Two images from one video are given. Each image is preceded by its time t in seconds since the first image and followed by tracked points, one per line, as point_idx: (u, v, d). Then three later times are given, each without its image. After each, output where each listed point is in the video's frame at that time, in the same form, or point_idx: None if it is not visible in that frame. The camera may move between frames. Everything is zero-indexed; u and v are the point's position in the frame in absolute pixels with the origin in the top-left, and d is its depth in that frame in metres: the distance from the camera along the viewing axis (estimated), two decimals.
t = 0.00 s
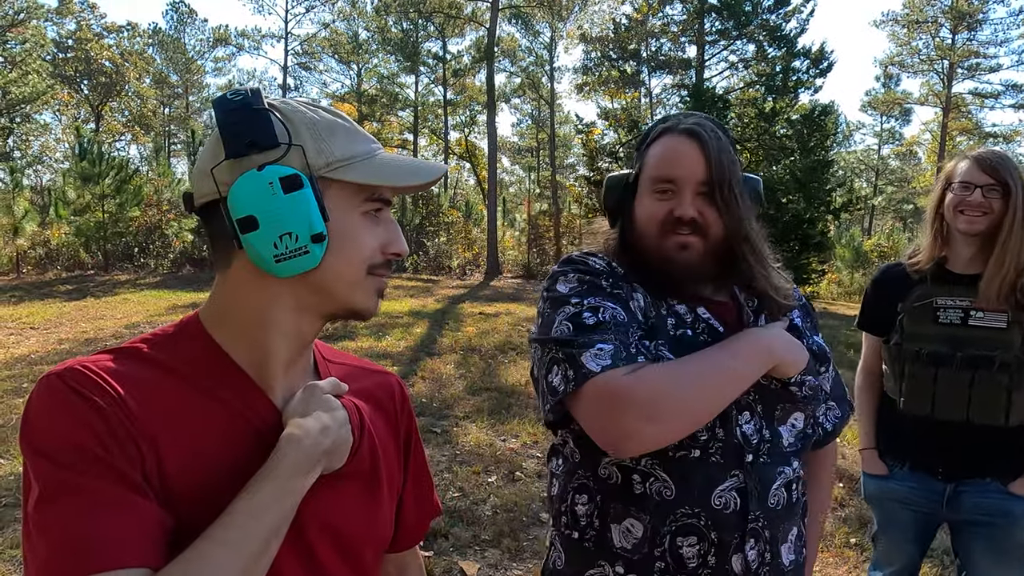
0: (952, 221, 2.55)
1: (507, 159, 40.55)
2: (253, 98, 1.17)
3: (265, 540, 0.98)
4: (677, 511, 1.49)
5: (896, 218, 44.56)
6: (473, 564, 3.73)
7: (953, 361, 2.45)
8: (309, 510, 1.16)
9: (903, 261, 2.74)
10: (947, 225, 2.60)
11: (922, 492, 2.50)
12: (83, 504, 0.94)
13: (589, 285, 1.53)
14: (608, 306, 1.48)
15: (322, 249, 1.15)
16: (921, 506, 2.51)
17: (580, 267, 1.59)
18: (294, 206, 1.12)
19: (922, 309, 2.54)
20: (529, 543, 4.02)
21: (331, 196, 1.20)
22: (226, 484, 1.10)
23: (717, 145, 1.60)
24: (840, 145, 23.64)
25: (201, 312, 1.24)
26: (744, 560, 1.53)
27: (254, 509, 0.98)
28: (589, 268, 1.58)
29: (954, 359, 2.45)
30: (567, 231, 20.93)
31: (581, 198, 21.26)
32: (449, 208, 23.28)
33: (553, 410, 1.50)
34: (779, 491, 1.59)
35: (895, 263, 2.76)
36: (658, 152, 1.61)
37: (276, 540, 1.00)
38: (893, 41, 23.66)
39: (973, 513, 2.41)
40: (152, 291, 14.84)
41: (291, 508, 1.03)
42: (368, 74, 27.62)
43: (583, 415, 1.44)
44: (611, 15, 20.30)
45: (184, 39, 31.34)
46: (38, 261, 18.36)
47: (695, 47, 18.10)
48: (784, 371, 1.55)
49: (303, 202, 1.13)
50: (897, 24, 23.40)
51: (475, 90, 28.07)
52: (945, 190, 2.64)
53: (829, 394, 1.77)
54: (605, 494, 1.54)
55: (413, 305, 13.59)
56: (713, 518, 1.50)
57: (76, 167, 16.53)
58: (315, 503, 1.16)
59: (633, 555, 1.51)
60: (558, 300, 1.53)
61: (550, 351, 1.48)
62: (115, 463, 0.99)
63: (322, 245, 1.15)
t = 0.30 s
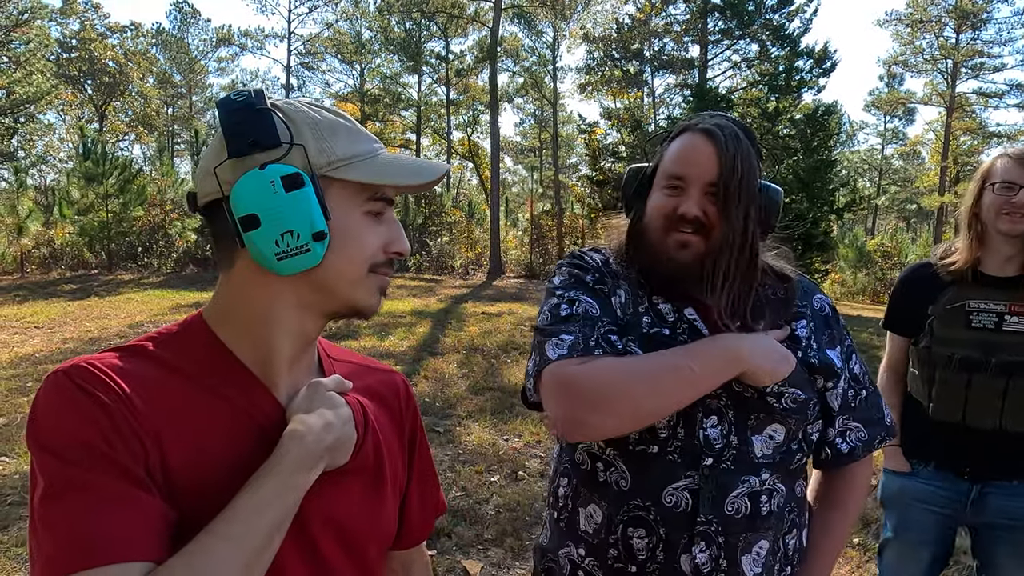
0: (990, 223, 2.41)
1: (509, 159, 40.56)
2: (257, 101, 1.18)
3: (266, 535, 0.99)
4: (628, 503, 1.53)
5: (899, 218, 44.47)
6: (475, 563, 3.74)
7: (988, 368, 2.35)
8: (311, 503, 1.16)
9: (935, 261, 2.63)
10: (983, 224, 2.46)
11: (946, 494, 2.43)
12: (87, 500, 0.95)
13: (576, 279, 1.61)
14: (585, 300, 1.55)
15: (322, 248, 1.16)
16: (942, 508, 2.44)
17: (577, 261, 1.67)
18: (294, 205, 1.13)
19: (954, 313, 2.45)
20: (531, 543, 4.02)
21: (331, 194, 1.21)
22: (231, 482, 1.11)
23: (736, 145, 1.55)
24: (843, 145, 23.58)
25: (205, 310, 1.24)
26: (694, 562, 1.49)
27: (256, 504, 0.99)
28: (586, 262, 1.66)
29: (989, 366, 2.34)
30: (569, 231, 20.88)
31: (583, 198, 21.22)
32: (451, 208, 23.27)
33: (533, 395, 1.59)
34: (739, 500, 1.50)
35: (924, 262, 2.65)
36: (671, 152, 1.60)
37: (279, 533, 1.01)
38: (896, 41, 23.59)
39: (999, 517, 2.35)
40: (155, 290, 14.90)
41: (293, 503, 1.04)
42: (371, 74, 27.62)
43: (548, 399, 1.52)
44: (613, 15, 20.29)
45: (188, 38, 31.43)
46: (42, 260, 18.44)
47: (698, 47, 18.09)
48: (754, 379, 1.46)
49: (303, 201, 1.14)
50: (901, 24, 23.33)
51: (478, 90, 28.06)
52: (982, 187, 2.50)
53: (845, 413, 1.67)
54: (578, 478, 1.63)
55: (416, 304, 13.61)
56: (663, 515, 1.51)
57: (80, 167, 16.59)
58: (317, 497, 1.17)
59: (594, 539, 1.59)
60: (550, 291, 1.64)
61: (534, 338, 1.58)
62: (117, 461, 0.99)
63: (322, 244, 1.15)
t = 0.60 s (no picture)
0: (999, 226, 2.41)
1: (512, 158, 40.57)
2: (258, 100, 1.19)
3: (266, 529, 0.99)
4: (636, 500, 1.52)
5: (901, 217, 44.45)
6: (477, 562, 3.75)
7: (994, 370, 2.34)
8: (310, 499, 1.17)
9: (937, 264, 2.63)
10: (989, 227, 2.46)
11: (951, 504, 2.42)
12: (89, 494, 0.96)
13: (573, 277, 1.63)
14: (584, 295, 1.56)
15: (321, 248, 1.16)
16: (947, 517, 2.42)
17: (572, 262, 1.70)
18: (296, 206, 1.14)
19: (958, 315, 2.45)
20: (533, 541, 4.03)
21: (331, 196, 1.21)
22: (232, 479, 1.12)
23: (699, 137, 1.63)
24: (846, 144, 23.55)
25: (208, 309, 1.25)
26: (706, 558, 1.50)
27: (256, 497, 1.00)
28: (579, 262, 1.68)
29: (995, 367, 2.34)
30: (572, 231, 20.84)
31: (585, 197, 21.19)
32: (453, 207, 23.23)
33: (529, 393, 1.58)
34: (747, 492, 1.50)
35: (928, 265, 2.65)
36: (637, 156, 1.68)
37: (279, 525, 1.02)
38: (899, 40, 23.53)
39: (1005, 525, 2.34)
40: (158, 289, 14.93)
41: (293, 497, 1.05)
42: (373, 74, 27.61)
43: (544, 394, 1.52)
44: (616, 14, 20.25)
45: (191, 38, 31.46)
46: (45, 260, 18.51)
47: (701, 47, 18.07)
48: (751, 362, 1.47)
49: (303, 202, 1.14)
50: (904, 23, 23.26)
51: (480, 89, 28.01)
52: (987, 191, 2.51)
53: (839, 403, 1.70)
54: (580, 480, 1.62)
55: (418, 304, 13.61)
56: (672, 509, 1.51)
57: (83, 166, 16.62)
58: (317, 492, 1.18)
59: (601, 541, 1.57)
60: (546, 292, 1.65)
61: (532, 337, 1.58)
62: (121, 455, 1.00)
63: (321, 244, 1.16)
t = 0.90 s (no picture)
0: (989, 228, 2.42)
1: (513, 158, 40.55)
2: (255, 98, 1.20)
3: (263, 519, 1.00)
4: (674, 507, 1.51)
5: (903, 217, 44.35)
6: (478, 561, 3.76)
7: (990, 370, 2.35)
8: (308, 493, 1.17)
9: (926, 267, 2.62)
10: (978, 229, 2.47)
11: (948, 505, 2.41)
12: (88, 481, 0.96)
13: (582, 281, 1.58)
14: (599, 299, 1.53)
15: (314, 246, 1.16)
16: (945, 519, 2.42)
17: (573, 265, 1.65)
18: (288, 203, 1.13)
19: (952, 317, 2.44)
20: (533, 541, 4.03)
21: (324, 196, 1.21)
22: (230, 471, 1.12)
23: (682, 139, 1.64)
24: (848, 145, 23.50)
25: (206, 307, 1.26)
26: (748, 557, 1.54)
27: (253, 487, 1.00)
28: (583, 265, 1.64)
29: (991, 368, 2.34)
30: (573, 231, 20.81)
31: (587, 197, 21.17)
32: (455, 207, 23.22)
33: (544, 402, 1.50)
34: (779, 487, 1.58)
35: (916, 268, 2.64)
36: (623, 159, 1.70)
37: (275, 516, 1.02)
38: (902, 41, 23.49)
39: (1003, 525, 2.34)
40: (160, 288, 14.96)
41: (290, 490, 1.05)
42: (375, 74, 27.60)
43: (572, 402, 1.44)
44: (618, 14, 20.24)
45: (193, 37, 31.48)
46: (47, 259, 18.55)
47: (703, 47, 18.07)
48: (775, 360, 1.53)
49: (296, 200, 1.14)
50: (907, 23, 23.22)
51: (482, 89, 27.99)
52: (973, 193, 2.52)
53: (834, 394, 1.80)
54: (603, 494, 1.56)
55: (419, 303, 13.61)
56: (709, 511, 1.52)
57: (85, 165, 16.65)
58: (316, 487, 1.18)
59: (634, 555, 1.53)
60: (552, 297, 1.57)
61: (543, 343, 1.50)
62: (120, 445, 1.00)
63: (313, 242, 1.16)
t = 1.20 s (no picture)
0: (975, 227, 2.44)
1: (514, 157, 40.55)
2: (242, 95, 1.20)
3: (253, 515, 1.00)
4: (704, 509, 1.51)
5: (904, 217, 44.30)
6: (478, 561, 3.76)
7: (986, 369, 2.34)
8: (301, 491, 1.17)
9: (919, 266, 2.62)
10: (966, 230, 2.49)
11: (944, 509, 2.40)
12: (77, 477, 0.96)
13: (594, 279, 1.56)
14: (617, 297, 1.51)
15: (297, 241, 1.16)
16: (942, 523, 2.41)
17: (579, 264, 1.62)
18: (268, 197, 1.13)
19: (946, 316, 2.43)
20: (533, 541, 4.03)
21: (306, 192, 1.20)
22: (220, 470, 1.12)
23: (694, 141, 1.65)
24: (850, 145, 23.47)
25: (196, 304, 1.25)
26: (778, 553, 1.58)
27: (244, 484, 1.00)
28: (590, 263, 1.61)
29: (986, 368, 2.33)
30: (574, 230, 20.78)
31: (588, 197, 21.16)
32: (457, 207, 23.20)
33: (565, 406, 1.48)
34: (797, 479, 1.65)
35: (910, 267, 2.63)
36: (629, 156, 1.67)
37: (266, 512, 1.02)
38: (903, 41, 23.47)
39: (1000, 529, 2.33)
40: (161, 288, 14.97)
41: (280, 488, 1.05)
42: (376, 74, 27.61)
43: (601, 405, 1.43)
44: (620, 14, 20.23)
45: (195, 37, 31.50)
46: (49, 259, 18.56)
47: (704, 47, 18.05)
48: (786, 353, 1.60)
49: (275, 195, 1.14)
50: (908, 23, 23.19)
51: (483, 89, 27.97)
52: (963, 192, 2.53)
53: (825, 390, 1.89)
54: (623, 503, 1.54)
55: (421, 303, 13.61)
56: (740, 509, 1.53)
57: (87, 165, 16.65)
58: (310, 486, 1.18)
59: (662, 562, 1.51)
60: (565, 298, 1.54)
61: (563, 344, 1.47)
62: (110, 441, 1.00)
63: (296, 238, 1.16)
